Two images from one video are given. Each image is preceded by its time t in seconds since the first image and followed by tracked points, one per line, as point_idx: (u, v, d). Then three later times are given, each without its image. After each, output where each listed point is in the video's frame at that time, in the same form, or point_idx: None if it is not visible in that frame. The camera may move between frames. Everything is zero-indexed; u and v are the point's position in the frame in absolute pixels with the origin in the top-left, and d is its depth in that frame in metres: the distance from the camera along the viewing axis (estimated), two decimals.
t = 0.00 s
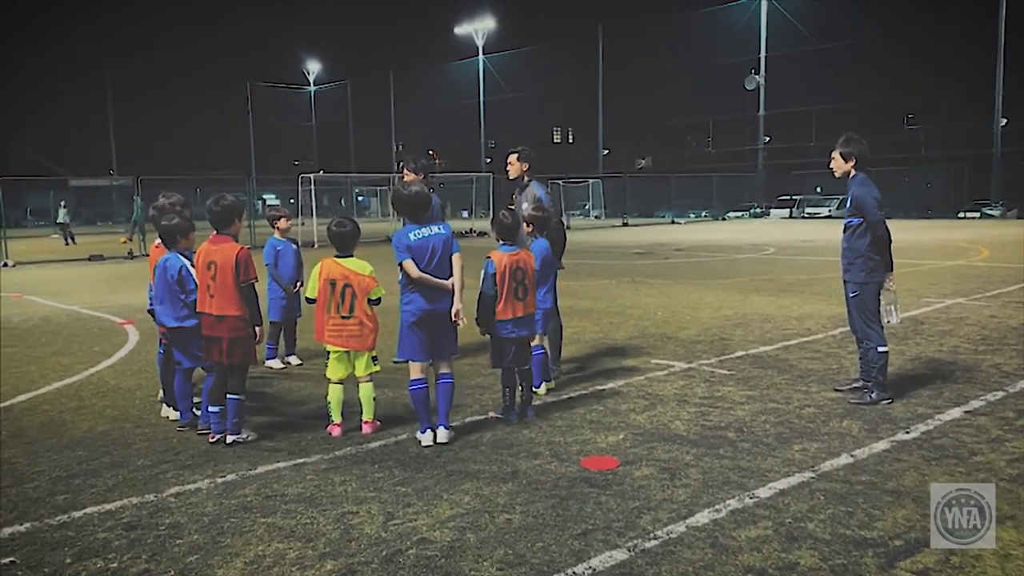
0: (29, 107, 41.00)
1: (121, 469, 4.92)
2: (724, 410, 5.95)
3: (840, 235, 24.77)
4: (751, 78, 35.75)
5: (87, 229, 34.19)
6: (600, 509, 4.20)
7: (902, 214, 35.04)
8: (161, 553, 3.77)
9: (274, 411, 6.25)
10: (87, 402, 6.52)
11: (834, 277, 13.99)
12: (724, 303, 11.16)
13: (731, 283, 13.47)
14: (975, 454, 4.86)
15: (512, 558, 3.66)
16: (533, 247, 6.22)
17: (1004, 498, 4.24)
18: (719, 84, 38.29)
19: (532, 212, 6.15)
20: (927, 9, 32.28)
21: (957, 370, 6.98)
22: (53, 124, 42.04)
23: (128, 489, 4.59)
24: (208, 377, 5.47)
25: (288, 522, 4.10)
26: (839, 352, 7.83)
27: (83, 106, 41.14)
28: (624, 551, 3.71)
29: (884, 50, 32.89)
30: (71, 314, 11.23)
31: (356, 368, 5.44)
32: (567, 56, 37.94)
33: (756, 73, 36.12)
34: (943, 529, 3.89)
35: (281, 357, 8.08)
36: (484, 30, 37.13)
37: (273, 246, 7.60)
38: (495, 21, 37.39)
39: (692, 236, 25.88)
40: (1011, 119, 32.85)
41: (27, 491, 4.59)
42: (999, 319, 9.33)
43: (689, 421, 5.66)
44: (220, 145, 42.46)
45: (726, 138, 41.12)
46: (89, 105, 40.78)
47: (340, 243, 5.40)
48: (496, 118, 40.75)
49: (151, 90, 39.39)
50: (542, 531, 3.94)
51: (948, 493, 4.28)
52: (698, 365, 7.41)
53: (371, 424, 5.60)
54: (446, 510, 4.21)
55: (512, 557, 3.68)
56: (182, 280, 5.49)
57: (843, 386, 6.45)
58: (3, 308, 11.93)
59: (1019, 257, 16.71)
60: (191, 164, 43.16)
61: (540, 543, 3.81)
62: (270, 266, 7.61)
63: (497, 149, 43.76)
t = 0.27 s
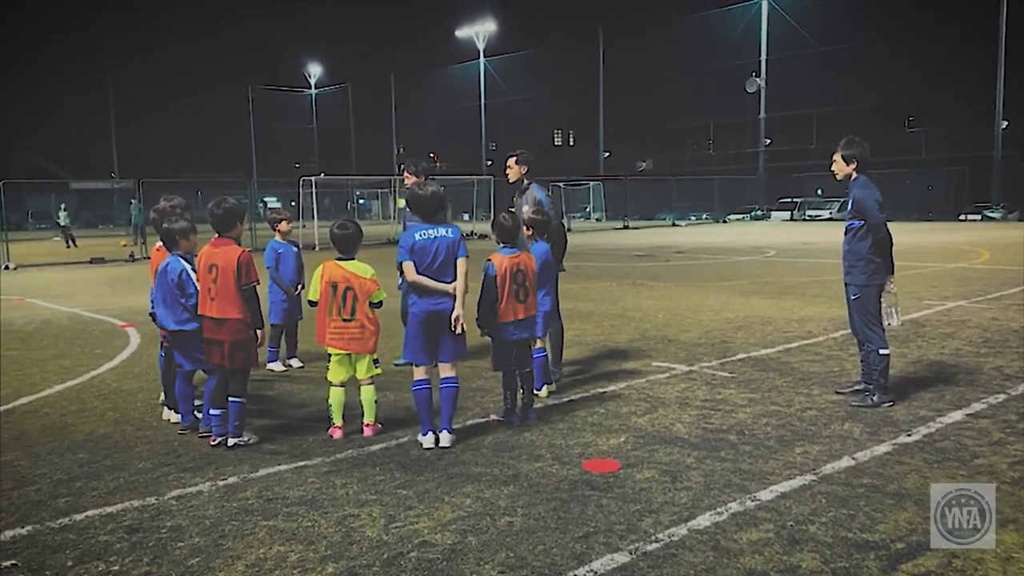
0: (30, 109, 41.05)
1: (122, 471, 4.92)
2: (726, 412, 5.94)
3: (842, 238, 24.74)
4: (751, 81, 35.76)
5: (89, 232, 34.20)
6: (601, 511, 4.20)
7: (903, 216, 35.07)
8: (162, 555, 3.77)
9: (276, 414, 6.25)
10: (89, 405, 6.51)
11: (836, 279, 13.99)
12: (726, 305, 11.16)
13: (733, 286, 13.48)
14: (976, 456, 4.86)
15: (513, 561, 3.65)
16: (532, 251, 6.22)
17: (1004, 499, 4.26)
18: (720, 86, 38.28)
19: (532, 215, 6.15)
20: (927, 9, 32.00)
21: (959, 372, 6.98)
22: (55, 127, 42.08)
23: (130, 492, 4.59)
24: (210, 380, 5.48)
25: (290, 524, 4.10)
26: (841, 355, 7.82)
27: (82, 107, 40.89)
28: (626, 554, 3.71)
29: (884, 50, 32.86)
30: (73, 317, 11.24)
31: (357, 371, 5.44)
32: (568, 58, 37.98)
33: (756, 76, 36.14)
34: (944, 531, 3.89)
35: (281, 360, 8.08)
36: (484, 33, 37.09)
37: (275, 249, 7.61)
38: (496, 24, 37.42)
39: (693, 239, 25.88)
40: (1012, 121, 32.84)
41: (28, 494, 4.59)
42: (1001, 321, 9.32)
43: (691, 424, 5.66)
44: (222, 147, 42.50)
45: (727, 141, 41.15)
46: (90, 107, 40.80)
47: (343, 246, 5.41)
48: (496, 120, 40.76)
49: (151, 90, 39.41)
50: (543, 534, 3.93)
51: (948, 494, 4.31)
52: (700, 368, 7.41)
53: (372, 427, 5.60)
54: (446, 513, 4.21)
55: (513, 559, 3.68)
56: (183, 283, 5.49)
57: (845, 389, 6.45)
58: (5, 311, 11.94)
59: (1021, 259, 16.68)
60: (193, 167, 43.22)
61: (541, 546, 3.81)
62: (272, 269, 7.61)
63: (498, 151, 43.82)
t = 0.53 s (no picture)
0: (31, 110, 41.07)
1: (123, 474, 4.93)
2: (727, 415, 5.94)
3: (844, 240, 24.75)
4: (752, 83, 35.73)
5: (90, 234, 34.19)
6: (602, 514, 4.20)
7: (904, 218, 35.08)
8: (163, 558, 3.77)
9: (277, 416, 6.25)
10: (90, 407, 6.51)
11: (837, 282, 14.00)
12: (726, 307, 11.17)
13: (734, 288, 13.48)
14: (978, 459, 4.86)
15: (514, 564, 3.65)
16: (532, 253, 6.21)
17: (1003, 498, 4.29)
18: (721, 88, 38.28)
19: (532, 218, 6.15)
20: (927, 9, 31.73)
21: (960, 374, 6.98)
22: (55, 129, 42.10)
23: (131, 494, 4.59)
24: (210, 383, 5.47)
25: (291, 527, 4.10)
26: (842, 357, 7.82)
27: (82, 105, 40.70)
28: (627, 556, 3.71)
29: (884, 51, 32.84)
30: (73, 319, 11.22)
31: (358, 373, 5.43)
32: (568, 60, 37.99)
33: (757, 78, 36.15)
34: (944, 533, 3.90)
35: (282, 362, 8.08)
36: (485, 35, 37.10)
37: (276, 251, 7.61)
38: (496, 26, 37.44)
39: (694, 241, 25.89)
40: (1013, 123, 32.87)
41: (29, 496, 4.60)
42: (1002, 323, 9.33)
43: (691, 426, 5.66)
44: (223, 148, 42.49)
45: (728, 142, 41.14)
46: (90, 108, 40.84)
47: (345, 249, 5.41)
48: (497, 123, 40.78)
49: (151, 90, 38.90)
50: (543, 537, 3.93)
51: (948, 493, 4.33)
52: (701, 370, 7.40)
53: (373, 429, 5.60)
54: (447, 515, 4.21)
55: (514, 562, 3.68)
56: (184, 286, 5.49)
57: (845, 391, 6.45)
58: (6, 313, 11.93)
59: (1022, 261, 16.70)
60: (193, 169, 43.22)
61: (543, 548, 3.81)
62: (273, 271, 7.61)
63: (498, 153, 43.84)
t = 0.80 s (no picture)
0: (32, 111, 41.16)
1: (124, 475, 4.93)
2: (728, 416, 5.93)
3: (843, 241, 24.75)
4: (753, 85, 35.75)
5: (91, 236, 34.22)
6: (603, 516, 4.19)
7: (905, 220, 35.07)
8: (163, 560, 3.77)
9: (278, 418, 6.25)
10: (91, 409, 6.51)
11: (838, 283, 13.99)
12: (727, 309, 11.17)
13: (736, 289, 13.48)
14: (980, 460, 4.85)
15: (515, 566, 3.64)
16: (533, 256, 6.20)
17: (1004, 499, 4.30)
18: (722, 90, 38.29)
19: (533, 220, 6.12)
20: (927, 8, 32.16)
21: (962, 376, 6.97)
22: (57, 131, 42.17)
23: (131, 496, 4.59)
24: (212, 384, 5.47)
25: (291, 529, 4.09)
26: (843, 359, 7.82)
27: (82, 106, 40.63)
28: (628, 558, 3.71)
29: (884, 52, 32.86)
30: (74, 321, 11.23)
31: (358, 375, 5.43)
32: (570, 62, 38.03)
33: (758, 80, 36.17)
34: (945, 534, 3.91)
35: (283, 363, 8.08)
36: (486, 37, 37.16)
37: (277, 253, 7.62)
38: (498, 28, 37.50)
39: (695, 243, 25.89)
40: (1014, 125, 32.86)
41: (30, 498, 4.59)
42: (1004, 325, 9.32)
43: (692, 428, 5.65)
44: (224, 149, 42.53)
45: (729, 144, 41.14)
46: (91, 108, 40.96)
47: (345, 250, 5.41)
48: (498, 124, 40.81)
49: (151, 89, 38.88)
50: (543, 538, 3.93)
51: (950, 493, 4.35)
52: (703, 372, 7.40)
53: (374, 431, 5.60)
54: (448, 517, 4.20)
55: (515, 564, 3.67)
56: (186, 287, 5.49)
57: (847, 392, 6.44)
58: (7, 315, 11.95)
59: None
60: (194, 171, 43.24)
61: (544, 550, 3.80)
62: (274, 273, 7.61)
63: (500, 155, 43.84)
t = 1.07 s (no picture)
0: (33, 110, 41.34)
1: (125, 478, 4.92)
2: (729, 418, 5.93)
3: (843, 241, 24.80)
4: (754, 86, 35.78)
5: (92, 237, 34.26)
6: (604, 518, 4.19)
7: (907, 221, 35.03)
8: (164, 561, 3.77)
9: (280, 419, 6.25)
10: (93, 410, 6.51)
11: (838, 284, 14.01)
12: (728, 311, 11.17)
13: (736, 291, 13.49)
14: (982, 462, 4.85)
15: (515, 568, 3.64)
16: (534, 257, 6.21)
17: (1003, 499, 4.32)
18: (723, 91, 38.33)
19: (533, 221, 6.10)
20: (927, 9, 32.50)
21: (964, 378, 6.96)
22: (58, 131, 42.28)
23: (132, 498, 4.58)
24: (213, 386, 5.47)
25: (293, 530, 4.10)
26: (844, 361, 7.82)
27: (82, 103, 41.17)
28: (628, 560, 3.70)
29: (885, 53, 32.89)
30: (76, 322, 11.28)
31: (359, 376, 5.42)
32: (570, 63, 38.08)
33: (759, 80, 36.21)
34: (945, 534, 3.92)
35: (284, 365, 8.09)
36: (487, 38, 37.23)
37: (279, 254, 7.64)
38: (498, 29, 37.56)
39: (695, 244, 25.91)
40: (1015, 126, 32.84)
41: (30, 500, 4.59)
42: (1005, 327, 9.32)
43: (694, 430, 5.65)
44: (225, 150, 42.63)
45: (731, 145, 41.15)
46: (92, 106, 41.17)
47: (346, 252, 5.41)
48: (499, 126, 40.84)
49: (151, 90, 39.20)
50: (544, 540, 3.93)
51: (950, 494, 4.37)
52: (703, 373, 7.40)
53: (375, 432, 5.60)
54: (449, 519, 4.20)
55: (516, 565, 3.67)
56: (187, 288, 5.49)
57: (849, 394, 6.44)
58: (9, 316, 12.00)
59: None
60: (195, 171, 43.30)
61: (545, 552, 3.80)
62: (275, 274, 7.62)
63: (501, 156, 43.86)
